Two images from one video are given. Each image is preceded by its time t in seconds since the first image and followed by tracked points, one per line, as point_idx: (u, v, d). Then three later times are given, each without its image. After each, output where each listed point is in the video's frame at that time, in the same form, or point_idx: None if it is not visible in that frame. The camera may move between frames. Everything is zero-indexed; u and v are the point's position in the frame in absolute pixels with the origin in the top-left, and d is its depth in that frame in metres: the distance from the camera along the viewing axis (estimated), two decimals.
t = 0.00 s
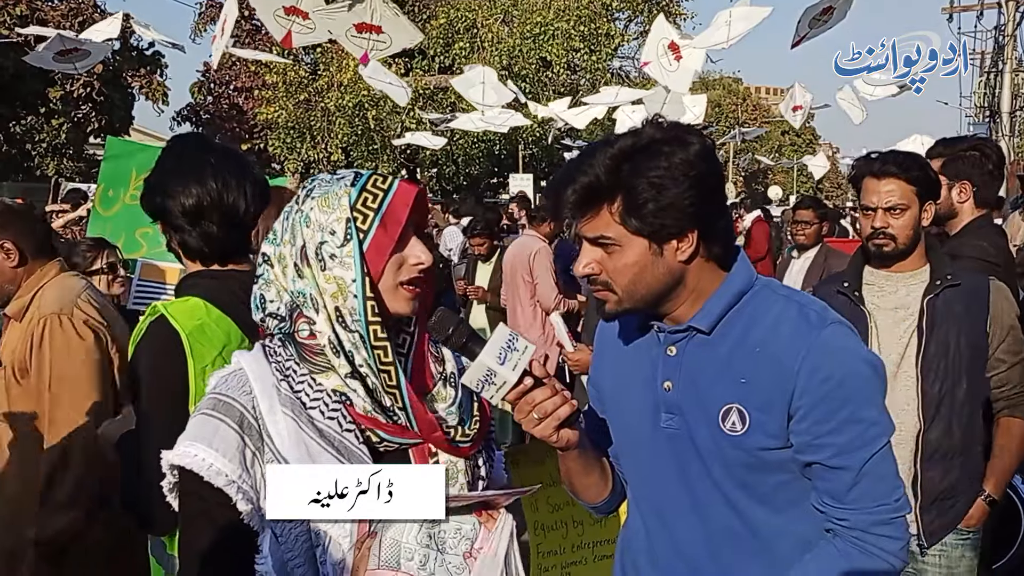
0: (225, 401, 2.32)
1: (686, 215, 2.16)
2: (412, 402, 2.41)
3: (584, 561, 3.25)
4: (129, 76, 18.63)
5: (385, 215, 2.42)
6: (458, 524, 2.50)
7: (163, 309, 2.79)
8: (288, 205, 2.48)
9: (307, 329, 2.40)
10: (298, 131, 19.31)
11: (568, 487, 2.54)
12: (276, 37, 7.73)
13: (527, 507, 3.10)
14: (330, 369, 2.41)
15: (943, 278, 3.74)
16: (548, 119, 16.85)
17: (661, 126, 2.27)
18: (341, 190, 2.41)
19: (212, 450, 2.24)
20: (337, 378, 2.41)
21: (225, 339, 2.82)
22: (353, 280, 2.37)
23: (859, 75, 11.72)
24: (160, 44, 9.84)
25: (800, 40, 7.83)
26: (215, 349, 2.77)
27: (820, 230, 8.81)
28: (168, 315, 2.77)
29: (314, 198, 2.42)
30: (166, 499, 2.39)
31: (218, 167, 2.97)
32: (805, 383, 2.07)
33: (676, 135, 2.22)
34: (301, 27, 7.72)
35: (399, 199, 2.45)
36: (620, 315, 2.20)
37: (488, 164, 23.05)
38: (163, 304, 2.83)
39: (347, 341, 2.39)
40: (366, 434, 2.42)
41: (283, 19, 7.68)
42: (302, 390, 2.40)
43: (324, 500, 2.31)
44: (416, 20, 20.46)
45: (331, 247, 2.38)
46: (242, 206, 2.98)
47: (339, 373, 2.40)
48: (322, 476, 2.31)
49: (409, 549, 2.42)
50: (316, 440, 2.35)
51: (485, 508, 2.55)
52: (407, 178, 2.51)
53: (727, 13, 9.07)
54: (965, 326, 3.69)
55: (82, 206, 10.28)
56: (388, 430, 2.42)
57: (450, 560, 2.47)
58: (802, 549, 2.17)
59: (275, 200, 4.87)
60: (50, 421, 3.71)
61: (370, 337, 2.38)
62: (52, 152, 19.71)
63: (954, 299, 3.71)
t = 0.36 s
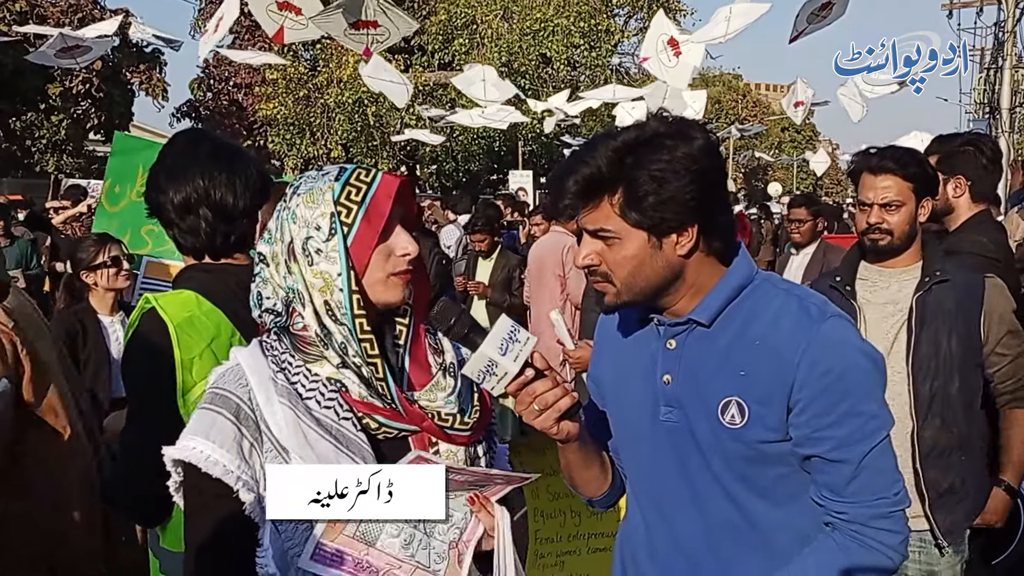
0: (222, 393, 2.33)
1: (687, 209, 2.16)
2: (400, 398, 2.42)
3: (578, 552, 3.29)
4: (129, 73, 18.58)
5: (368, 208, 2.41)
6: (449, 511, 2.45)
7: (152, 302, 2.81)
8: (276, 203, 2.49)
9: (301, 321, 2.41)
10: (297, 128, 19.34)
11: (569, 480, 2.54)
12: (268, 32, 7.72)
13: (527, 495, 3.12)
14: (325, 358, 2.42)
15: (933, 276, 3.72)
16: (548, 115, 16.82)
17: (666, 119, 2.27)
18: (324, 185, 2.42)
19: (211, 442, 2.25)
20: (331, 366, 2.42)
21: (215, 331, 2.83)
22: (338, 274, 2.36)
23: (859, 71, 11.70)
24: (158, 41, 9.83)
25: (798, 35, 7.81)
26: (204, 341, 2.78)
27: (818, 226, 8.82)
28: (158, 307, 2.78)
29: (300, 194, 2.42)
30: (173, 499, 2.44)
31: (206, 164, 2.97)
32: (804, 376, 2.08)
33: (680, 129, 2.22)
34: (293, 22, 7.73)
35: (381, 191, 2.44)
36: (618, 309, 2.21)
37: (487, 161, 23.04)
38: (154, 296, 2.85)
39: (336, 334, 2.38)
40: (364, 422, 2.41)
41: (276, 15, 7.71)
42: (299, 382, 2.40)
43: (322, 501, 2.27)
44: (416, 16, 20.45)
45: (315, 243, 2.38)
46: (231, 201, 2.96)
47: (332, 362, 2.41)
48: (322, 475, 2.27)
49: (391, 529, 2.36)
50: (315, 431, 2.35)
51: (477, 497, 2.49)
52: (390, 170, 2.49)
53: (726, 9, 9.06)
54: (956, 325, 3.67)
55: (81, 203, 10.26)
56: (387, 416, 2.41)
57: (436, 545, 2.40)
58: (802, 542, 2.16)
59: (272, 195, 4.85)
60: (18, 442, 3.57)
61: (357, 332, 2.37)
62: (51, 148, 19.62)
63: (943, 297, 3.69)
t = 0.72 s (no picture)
0: (220, 389, 2.34)
1: (685, 208, 2.17)
2: (381, 397, 2.42)
3: (580, 550, 3.30)
4: (129, 70, 18.59)
5: (371, 218, 2.40)
6: (460, 496, 2.36)
7: (144, 293, 2.86)
8: (281, 196, 2.49)
9: (298, 321, 2.43)
10: (298, 126, 19.41)
11: (567, 473, 2.56)
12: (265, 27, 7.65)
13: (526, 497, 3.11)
14: (322, 358, 2.42)
15: (910, 273, 3.77)
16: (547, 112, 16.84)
17: (663, 118, 2.28)
18: (328, 190, 2.40)
19: (204, 435, 2.26)
20: (328, 366, 2.41)
21: (205, 322, 2.80)
22: (332, 283, 2.37)
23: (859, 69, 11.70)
24: (158, 38, 9.84)
25: (796, 32, 7.82)
26: (192, 332, 2.76)
27: (816, 224, 8.83)
28: (148, 299, 2.83)
29: (304, 195, 2.42)
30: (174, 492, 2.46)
31: (205, 163, 3.00)
32: (802, 371, 2.09)
33: (678, 128, 2.23)
34: (291, 18, 7.63)
35: (384, 202, 2.42)
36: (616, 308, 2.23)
37: (487, 158, 23.05)
38: (148, 287, 2.90)
39: (330, 340, 2.40)
40: (361, 420, 2.39)
41: (274, 10, 7.61)
42: (296, 381, 2.40)
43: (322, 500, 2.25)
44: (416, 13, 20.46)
45: (314, 247, 2.39)
46: (224, 198, 2.98)
47: (329, 362, 2.41)
48: (322, 475, 2.26)
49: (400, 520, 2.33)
50: (314, 428, 2.35)
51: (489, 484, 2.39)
52: (396, 179, 2.47)
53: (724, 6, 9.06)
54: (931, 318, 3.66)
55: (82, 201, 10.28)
56: (383, 415, 2.40)
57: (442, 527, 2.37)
58: (798, 538, 2.18)
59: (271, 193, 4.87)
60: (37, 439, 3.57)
61: (346, 344, 2.40)
62: (51, 144, 19.39)
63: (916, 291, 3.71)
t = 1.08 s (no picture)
0: (215, 397, 2.38)
1: (679, 210, 2.18)
2: (392, 403, 2.44)
3: (576, 547, 3.29)
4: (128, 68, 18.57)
5: (378, 216, 2.41)
6: (453, 527, 2.51)
7: (134, 294, 2.89)
8: (282, 194, 2.49)
9: (298, 322, 2.43)
10: (298, 124, 19.44)
11: (563, 474, 2.57)
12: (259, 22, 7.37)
13: (523, 492, 3.20)
14: (320, 361, 2.44)
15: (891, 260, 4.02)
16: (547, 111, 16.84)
17: (656, 120, 2.29)
18: (335, 186, 2.40)
19: (199, 445, 2.30)
20: (327, 370, 2.43)
21: (187, 323, 2.88)
22: (340, 280, 2.37)
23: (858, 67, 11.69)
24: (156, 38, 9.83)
25: (796, 31, 7.81)
26: (176, 332, 2.85)
27: (813, 223, 8.85)
28: (137, 299, 2.87)
29: (309, 193, 2.41)
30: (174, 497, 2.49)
31: (206, 161, 3.02)
32: (799, 369, 2.10)
33: (669, 130, 2.24)
34: (287, 16, 7.33)
35: (392, 198, 2.43)
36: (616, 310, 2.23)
37: (487, 157, 23.07)
38: (139, 287, 2.93)
39: (333, 336, 2.39)
40: (358, 424, 2.43)
41: (271, 6, 7.34)
42: (293, 386, 2.43)
43: (321, 503, 2.34)
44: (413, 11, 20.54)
45: (321, 244, 2.39)
46: (225, 195, 2.99)
47: (329, 366, 2.43)
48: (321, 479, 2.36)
49: (420, 553, 2.42)
50: (308, 434, 2.39)
51: (460, 501, 2.53)
52: (402, 177, 2.48)
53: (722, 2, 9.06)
54: (911, 301, 3.91)
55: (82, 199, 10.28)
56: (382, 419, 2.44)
57: (459, 562, 2.48)
58: (796, 535, 2.19)
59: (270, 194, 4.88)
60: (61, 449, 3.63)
61: (353, 340, 2.38)
62: (50, 143, 19.19)
63: (897, 275, 3.98)
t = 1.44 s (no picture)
0: (211, 395, 2.39)
1: (676, 209, 2.18)
2: (385, 402, 2.44)
3: (577, 544, 3.26)
4: (128, 66, 18.56)
5: (368, 213, 2.42)
6: (446, 533, 2.43)
7: (157, 288, 2.89)
8: (271, 196, 2.49)
9: (291, 324, 2.43)
10: (298, 122, 19.43)
11: (561, 471, 2.57)
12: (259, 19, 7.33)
13: (523, 488, 3.20)
14: (315, 361, 2.44)
15: (892, 255, 4.02)
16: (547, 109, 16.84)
17: (652, 118, 2.29)
18: (323, 186, 2.41)
19: (193, 443, 2.30)
20: (322, 369, 2.44)
21: (212, 320, 2.88)
22: (332, 280, 2.38)
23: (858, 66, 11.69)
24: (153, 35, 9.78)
25: (797, 29, 7.81)
26: (202, 330, 2.84)
27: (812, 221, 8.87)
28: (162, 294, 2.87)
29: (297, 193, 2.42)
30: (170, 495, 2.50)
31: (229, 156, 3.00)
32: (797, 369, 2.10)
33: (665, 129, 2.24)
34: (287, 14, 7.30)
35: (381, 194, 2.44)
36: (615, 309, 2.24)
37: (487, 155, 23.10)
38: (162, 282, 2.93)
39: (326, 337, 2.40)
40: (356, 422, 2.44)
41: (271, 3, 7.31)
42: (287, 385, 2.44)
43: (315, 501, 2.36)
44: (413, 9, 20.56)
45: (311, 245, 2.39)
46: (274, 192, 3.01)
47: (323, 365, 2.43)
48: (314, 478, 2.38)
49: (405, 567, 2.35)
50: (303, 433, 2.40)
51: (458, 502, 2.45)
52: (391, 172, 2.48)
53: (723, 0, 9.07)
54: (911, 296, 3.90)
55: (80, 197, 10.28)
56: (379, 417, 2.44)
57: (451, 569, 2.39)
58: (793, 534, 2.19)
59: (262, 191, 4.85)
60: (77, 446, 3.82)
61: (347, 340, 2.40)
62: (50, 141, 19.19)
63: (897, 271, 3.98)
